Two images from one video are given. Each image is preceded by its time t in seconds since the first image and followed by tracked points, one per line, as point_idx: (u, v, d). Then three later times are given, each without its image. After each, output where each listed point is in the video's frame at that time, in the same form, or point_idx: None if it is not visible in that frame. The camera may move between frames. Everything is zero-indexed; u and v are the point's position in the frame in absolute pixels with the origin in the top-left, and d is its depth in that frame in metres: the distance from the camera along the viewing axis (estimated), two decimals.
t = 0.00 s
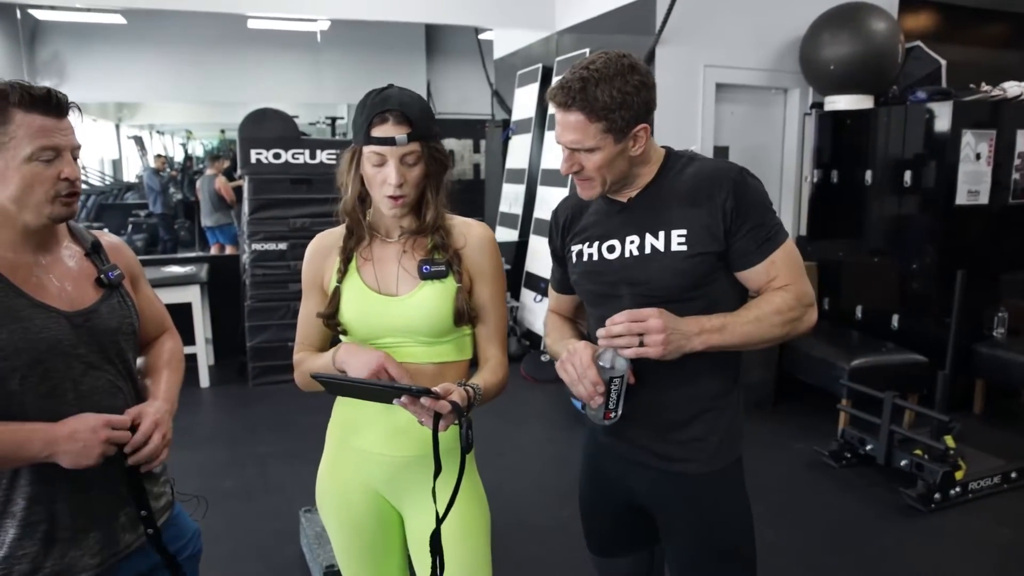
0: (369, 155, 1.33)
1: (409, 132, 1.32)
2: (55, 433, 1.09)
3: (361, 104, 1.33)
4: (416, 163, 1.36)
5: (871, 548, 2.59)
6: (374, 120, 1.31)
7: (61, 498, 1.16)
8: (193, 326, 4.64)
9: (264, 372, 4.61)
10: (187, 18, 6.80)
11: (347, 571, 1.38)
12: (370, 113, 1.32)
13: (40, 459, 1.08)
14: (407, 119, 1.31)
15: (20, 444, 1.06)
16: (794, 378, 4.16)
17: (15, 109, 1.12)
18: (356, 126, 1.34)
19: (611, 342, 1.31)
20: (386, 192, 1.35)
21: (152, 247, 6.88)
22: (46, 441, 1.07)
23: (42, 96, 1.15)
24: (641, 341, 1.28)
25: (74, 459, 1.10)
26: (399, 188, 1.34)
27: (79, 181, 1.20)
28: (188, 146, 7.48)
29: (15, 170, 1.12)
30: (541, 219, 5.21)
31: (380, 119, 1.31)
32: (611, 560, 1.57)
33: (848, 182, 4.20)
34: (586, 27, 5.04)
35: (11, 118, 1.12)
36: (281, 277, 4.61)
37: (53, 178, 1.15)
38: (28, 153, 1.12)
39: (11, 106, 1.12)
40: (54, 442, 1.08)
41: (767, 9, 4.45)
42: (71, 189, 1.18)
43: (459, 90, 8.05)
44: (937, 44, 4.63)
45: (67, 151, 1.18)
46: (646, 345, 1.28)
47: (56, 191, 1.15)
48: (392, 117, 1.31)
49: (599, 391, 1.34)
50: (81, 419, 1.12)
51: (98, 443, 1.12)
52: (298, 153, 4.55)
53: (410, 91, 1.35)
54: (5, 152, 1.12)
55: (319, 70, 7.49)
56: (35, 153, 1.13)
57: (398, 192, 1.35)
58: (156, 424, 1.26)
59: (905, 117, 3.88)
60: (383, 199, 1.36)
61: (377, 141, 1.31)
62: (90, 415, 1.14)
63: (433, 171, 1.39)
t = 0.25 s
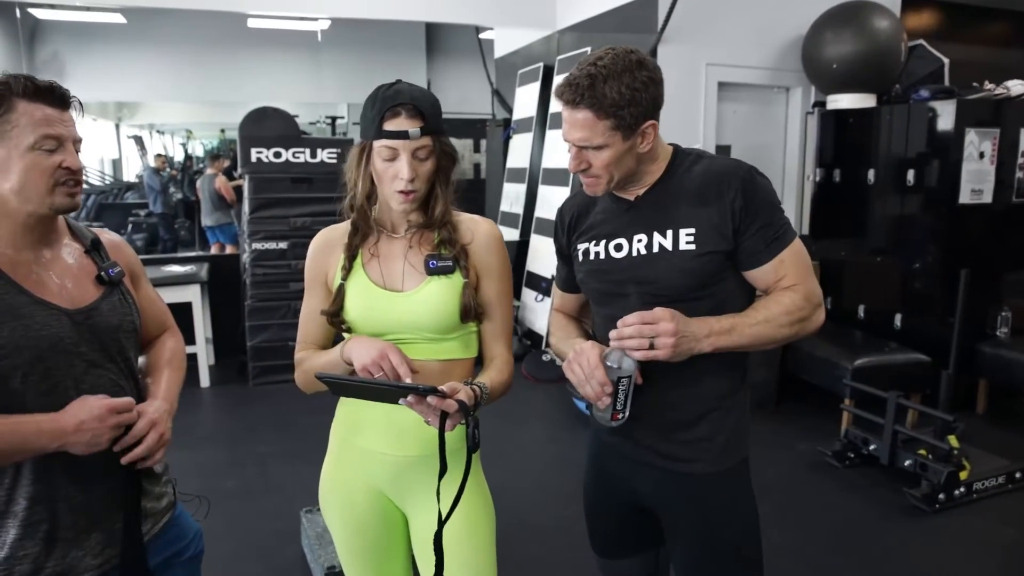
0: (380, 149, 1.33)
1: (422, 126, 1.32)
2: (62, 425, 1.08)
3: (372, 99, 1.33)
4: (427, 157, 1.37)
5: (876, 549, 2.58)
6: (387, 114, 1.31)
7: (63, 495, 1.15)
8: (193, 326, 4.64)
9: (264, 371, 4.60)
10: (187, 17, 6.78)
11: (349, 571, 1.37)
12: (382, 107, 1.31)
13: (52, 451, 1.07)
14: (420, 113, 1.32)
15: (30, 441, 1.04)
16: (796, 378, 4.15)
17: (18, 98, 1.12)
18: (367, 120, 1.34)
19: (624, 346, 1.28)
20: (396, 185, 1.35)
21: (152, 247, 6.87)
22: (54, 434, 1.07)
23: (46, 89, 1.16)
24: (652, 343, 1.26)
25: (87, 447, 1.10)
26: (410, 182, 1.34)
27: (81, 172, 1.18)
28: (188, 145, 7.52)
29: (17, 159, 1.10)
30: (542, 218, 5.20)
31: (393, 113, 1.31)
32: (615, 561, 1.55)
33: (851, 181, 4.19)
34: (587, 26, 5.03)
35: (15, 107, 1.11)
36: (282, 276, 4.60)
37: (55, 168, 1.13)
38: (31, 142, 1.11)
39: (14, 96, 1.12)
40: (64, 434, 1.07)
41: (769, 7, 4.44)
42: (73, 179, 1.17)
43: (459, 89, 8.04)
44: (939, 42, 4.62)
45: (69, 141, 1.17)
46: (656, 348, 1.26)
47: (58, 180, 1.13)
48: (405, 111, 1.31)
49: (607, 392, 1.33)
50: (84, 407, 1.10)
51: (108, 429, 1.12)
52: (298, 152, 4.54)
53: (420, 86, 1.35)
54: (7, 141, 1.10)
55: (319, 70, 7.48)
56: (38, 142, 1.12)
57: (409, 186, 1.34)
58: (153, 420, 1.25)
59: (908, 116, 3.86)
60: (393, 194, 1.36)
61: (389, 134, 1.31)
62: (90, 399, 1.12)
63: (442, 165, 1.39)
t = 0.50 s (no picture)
0: (388, 146, 1.32)
1: (431, 124, 1.31)
2: (54, 418, 1.04)
3: (380, 95, 1.32)
4: (436, 155, 1.36)
5: (880, 549, 2.57)
6: (396, 112, 1.30)
7: (65, 496, 1.14)
8: (194, 326, 4.62)
9: (264, 371, 4.58)
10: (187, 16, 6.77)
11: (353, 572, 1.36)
12: (390, 104, 1.30)
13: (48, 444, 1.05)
14: (429, 110, 1.31)
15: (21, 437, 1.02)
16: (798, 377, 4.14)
17: (22, 95, 1.11)
18: (375, 117, 1.33)
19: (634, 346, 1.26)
20: (403, 183, 1.34)
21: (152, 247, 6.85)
22: (47, 427, 1.04)
23: (49, 86, 1.15)
24: (663, 343, 1.24)
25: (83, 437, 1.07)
26: (418, 181, 1.33)
27: (83, 169, 1.17)
28: (188, 146, 7.38)
29: (20, 155, 1.09)
30: (543, 218, 5.18)
31: (402, 110, 1.30)
32: (618, 562, 1.54)
33: (853, 180, 4.18)
34: (588, 25, 5.02)
35: (19, 103, 1.10)
36: (283, 276, 4.59)
37: (58, 164, 1.12)
38: (34, 138, 1.10)
39: (18, 92, 1.11)
40: (57, 426, 1.05)
41: (771, 5, 4.43)
42: (75, 176, 1.15)
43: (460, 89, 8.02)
44: (941, 41, 4.61)
45: (72, 139, 1.16)
46: (668, 346, 1.24)
47: (60, 177, 1.12)
48: (414, 109, 1.30)
49: (615, 393, 1.32)
50: (74, 397, 1.07)
51: (103, 418, 1.08)
52: (299, 151, 4.53)
53: (427, 83, 1.34)
54: (10, 137, 1.09)
55: (320, 70, 7.46)
56: (40, 138, 1.11)
57: (417, 184, 1.33)
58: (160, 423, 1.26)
59: (910, 115, 3.85)
60: (401, 191, 1.35)
61: (398, 131, 1.30)
62: (82, 387, 1.08)
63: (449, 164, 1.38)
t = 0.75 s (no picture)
0: (394, 142, 1.32)
1: (438, 120, 1.32)
2: (37, 412, 1.02)
3: (386, 92, 1.32)
4: (441, 152, 1.36)
5: (883, 550, 2.56)
6: (402, 107, 1.30)
7: (63, 495, 1.13)
8: (194, 325, 4.61)
9: (265, 371, 4.57)
10: (188, 15, 6.75)
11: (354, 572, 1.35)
12: (397, 100, 1.30)
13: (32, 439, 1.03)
14: (436, 106, 1.31)
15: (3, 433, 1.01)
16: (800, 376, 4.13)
17: (26, 92, 1.10)
18: (380, 113, 1.32)
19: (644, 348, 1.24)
20: (408, 179, 1.33)
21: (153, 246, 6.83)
22: (30, 422, 1.02)
23: (54, 83, 1.14)
24: (675, 344, 1.23)
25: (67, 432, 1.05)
26: (423, 176, 1.32)
27: (84, 169, 1.16)
28: (188, 146, 7.36)
29: (22, 153, 1.08)
30: (544, 217, 5.17)
31: (408, 105, 1.30)
32: (621, 561, 1.53)
33: (856, 179, 4.17)
34: (589, 23, 5.01)
35: (23, 100, 1.09)
36: (283, 275, 4.58)
37: (59, 163, 1.11)
38: (37, 136, 1.09)
39: (21, 89, 1.10)
40: (40, 421, 1.02)
41: (773, 4, 4.42)
42: (76, 175, 1.14)
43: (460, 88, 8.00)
44: (943, 40, 4.60)
45: (74, 138, 1.15)
46: (677, 348, 1.23)
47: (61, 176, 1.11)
48: (421, 104, 1.30)
49: (620, 391, 1.31)
50: (57, 390, 1.04)
51: (85, 413, 1.04)
52: (300, 150, 4.52)
53: (433, 80, 1.34)
54: (13, 135, 1.08)
55: (321, 69, 7.45)
56: (43, 136, 1.10)
57: (423, 180, 1.33)
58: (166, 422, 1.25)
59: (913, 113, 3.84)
60: (406, 187, 1.34)
61: (404, 127, 1.30)
62: (65, 379, 1.05)
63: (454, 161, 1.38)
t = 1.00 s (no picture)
0: (409, 136, 1.32)
1: (452, 115, 1.32)
2: (37, 409, 1.02)
3: (401, 86, 1.32)
4: (455, 147, 1.36)
5: (897, 553, 2.53)
6: (417, 101, 1.30)
7: (71, 492, 1.13)
8: (206, 324, 4.64)
9: (276, 369, 4.59)
10: (200, 14, 6.78)
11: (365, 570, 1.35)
12: (412, 94, 1.30)
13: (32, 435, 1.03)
14: (451, 101, 1.31)
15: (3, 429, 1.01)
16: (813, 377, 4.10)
17: (37, 89, 1.11)
18: (396, 107, 1.33)
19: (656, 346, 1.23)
20: (422, 174, 1.33)
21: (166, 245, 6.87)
22: (30, 419, 1.02)
23: (64, 80, 1.15)
24: (686, 342, 1.22)
25: (67, 429, 1.04)
26: (437, 172, 1.32)
27: (94, 165, 1.17)
28: (201, 145, 7.37)
29: (31, 149, 1.09)
30: (556, 216, 5.16)
31: (423, 100, 1.30)
32: (632, 561, 1.52)
33: (870, 178, 4.13)
34: (600, 22, 5.00)
35: (33, 96, 1.10)
36: (295, 274, 4.60)
37: (69, 159, 1.12)
38: (46, 132, 1.10)
39: (32, 86, 1.11)
40: (40, 418, 1.02)
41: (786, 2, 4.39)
42: (86, 172, 1.15)
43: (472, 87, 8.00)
44: (960, 38, 4.55)
45: (85, 134, 1.15)
46: (689, 346, 1.22)
47: (70, 172, 1.11)
48: (436, 99, 1.30)
49: (633, 388, 1.30)
50: (58, 387, 1.03)
51: (85, 410, 1.04)
52: (311, 149, 4.53)
53: (448, 75, 1.34)
54: (23, 131, 1.09)
55: (332, 69, 7.47)
56: (53, 132, 1.10)
57: (436, 175, 1.33)
58: (179, 425, 1.27)
59: (929, 112, 3.80)
60: (419, 182, 1.34)
61: (419, 121, 1.30)
62: (67, 375, 1.04)
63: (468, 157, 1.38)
